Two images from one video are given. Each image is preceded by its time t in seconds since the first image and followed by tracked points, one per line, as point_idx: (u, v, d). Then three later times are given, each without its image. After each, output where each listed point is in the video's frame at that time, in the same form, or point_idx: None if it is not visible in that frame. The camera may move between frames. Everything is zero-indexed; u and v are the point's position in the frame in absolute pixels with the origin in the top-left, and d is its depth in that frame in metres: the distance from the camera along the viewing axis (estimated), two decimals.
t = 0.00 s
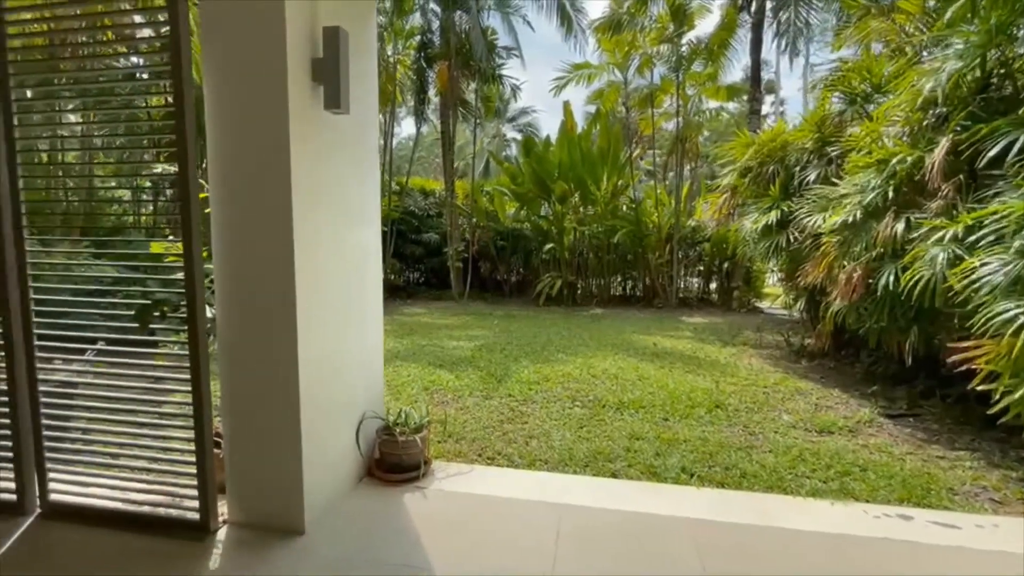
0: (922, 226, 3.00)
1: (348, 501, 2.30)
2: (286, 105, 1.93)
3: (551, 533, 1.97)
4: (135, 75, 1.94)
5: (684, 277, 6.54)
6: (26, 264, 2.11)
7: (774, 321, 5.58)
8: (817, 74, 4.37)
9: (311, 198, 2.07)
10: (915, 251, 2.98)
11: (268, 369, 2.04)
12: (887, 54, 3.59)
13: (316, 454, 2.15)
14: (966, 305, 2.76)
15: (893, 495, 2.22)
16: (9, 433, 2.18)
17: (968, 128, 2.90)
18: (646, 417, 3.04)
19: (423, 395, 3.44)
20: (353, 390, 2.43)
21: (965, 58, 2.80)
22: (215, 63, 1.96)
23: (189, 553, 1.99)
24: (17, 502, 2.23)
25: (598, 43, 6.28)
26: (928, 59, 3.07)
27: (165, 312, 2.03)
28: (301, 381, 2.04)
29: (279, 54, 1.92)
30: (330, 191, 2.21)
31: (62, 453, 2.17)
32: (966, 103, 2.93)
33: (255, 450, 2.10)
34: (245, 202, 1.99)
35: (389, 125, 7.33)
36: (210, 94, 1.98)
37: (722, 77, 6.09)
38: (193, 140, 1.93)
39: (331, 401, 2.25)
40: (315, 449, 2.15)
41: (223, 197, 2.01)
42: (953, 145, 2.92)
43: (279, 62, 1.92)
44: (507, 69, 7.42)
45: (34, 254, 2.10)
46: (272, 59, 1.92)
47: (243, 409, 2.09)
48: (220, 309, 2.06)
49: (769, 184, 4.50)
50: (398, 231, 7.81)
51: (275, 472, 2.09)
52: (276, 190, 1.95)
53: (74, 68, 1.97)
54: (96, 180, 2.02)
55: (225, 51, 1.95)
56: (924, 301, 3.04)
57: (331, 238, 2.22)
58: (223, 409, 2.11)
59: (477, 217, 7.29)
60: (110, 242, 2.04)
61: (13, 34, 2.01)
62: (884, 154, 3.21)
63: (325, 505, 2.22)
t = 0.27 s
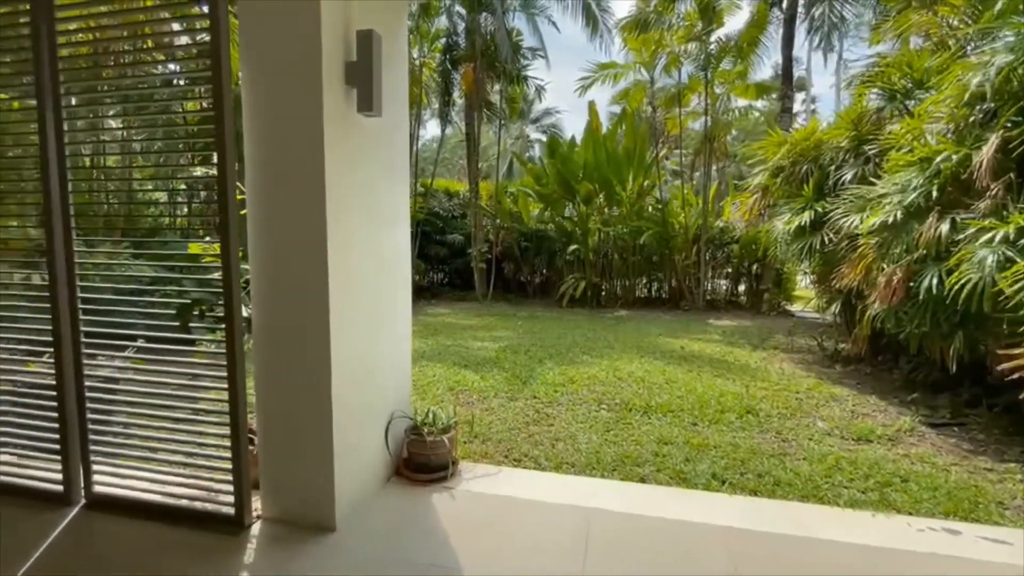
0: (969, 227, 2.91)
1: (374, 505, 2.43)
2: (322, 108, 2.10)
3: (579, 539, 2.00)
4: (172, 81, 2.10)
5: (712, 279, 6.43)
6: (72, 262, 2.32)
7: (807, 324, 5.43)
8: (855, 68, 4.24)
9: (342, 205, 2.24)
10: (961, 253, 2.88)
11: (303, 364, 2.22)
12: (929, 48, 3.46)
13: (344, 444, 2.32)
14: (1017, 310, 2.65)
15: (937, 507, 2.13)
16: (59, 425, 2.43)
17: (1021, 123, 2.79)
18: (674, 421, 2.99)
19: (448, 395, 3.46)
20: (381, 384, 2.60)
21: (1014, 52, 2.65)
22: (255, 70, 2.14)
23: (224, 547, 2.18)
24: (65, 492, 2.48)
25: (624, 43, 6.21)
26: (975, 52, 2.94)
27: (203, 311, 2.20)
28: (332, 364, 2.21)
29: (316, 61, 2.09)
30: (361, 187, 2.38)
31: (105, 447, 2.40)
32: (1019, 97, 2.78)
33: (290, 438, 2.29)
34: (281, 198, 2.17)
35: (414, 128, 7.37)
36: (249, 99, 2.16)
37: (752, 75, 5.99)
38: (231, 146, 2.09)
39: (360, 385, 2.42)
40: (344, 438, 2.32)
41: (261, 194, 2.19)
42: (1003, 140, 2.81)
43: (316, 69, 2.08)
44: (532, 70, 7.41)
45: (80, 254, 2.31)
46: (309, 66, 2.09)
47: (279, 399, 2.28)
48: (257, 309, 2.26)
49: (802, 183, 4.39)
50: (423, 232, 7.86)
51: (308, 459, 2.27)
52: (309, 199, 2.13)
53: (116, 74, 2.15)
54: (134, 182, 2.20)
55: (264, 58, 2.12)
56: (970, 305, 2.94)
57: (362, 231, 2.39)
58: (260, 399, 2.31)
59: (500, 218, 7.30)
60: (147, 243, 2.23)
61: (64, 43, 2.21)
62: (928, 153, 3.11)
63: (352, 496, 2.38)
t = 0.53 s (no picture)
0: None
1: (400, 501, 2.48)
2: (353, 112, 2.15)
3: (608, 543, 1.98)
4: (209, 86, 2.30)
5: (743, 282, 6.29)
6: (117, 262, 2.58)
7: (845, 329, 5.25)
8: (899, 63, 4.08)
9: (375, 207, 2.28)
10: (1016, 256, 2.74)
11: (335, 363, 2.29)
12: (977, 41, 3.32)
13: (376, 443, 2.37)
14: None
15: (988, 523, 2.03)
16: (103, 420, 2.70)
17: None
18: (704, 427, 2.93)
19: (474, 395, 3.47)
20: (412, 385, 2.63)
21: None
22: (291, 77, 2.22)
23: (258, 535, 2.39)
24: (108, 483, 2.75)
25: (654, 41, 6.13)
26: None
27: (239, 311, 2.42)
28: (363, 363, 2.26)
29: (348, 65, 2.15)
30: (393, 189, 2.42)
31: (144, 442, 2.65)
32: None
33: (322, 435, 2.36)
34: (314, 200, 2.23)
35: (441, 130, 7.41)
36: (285, 106, 2.24)
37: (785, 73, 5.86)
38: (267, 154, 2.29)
39: (391, 384, 2.46)
40: (375, 437, 2.36)
41: (296, 197, 2.27)
42: None
43: (348, 73, 2.13)
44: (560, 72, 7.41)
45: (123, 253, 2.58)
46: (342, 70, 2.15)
47: (314, 398, 2.35)
48: (291, 310, 2.34)
49: (841, 183, 4.26)
50: (449, 233, 7.91)
51: (339, 456, 2.33)
52: (342, 202, 2.19)
53: (158, 82, 2.37)
54: (173, 185, 2.43)
55: (300, 66, 2.20)
56: None
57: (393, 232, 2.43)
58: (293, 397, 2.39)
59: (526, 219, 7.28)
60: (185, 243, 2.46)
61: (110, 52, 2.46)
62: (978, 150, 2.95)
63: (383, 492, 2.44)
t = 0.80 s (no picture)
0: None
1: (427, 501, 2.48)
2: (383, 115, 2.15)
3: (636, 551, 1.94)
4: (245, 90, 2.46)
5: (778, 285, 6.14)
6: (158, 262, 2.76)
7: (888, 336, 5.04)
8: (947, 57, 3.92)
9: (404, 207, 2.28)
10: None
11: (363, 363, 2.29)
12: None
13: (404, 443, 2.38)
14: None
15: None
16: (143, 415, 2.88)
17: None
18: (737, 435, 2.84)
19: (500, 397, 3.46)
20: (439, 386, 2.62)
21: None
22: (322, 81, 2.25)
23: (287, 531, 2.47)
24: (147, 475, 2.93)
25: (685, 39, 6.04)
26: None
27: (271, 310, 2.54)
28: (391, 364, 2.26)
29: (378, 68, 2.15)
30: (422, 191, 2.42)
31: (182, 436, 2.82)
32: None
33: (350, 435, 2.37)
34: (344, 201, 2.25)
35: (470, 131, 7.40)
36: (317, 109, 2.27)
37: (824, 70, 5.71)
38: (300, 155, 2.38)
39: (419, 385, 2.46)
40: (402, 437, 2.36)
41: (327, 198, 2.29)
42: None
43: (378, 74, 2.15)
44: (590, 73, 7.41)
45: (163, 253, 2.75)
46: (373, 73, 2.16)
47: (342, 397, 2.36)
48: (320, 310, 2.37)
49: (885, 182, 4.10)
50: (476, 235, 7.92)
51: (366, 455, 2.34)
52: (372, 202, 2.20)
53: (199, 87, 2.55)
54: (211, 188, 2.58)
55: (331, 69, 2.22)
56: None
57: (422, 234, 2.43)
58: (323, 397, 2.41)
59: (553, 221, 7.23)
60: (223, 244, 2.59)
61: (153, 60, 2.65)
62: None
63: (409, 493, 2.43)
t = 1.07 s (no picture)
0: None
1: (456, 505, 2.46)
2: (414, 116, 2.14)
3: (670, 564, 1.87)
4: (283, 94, 2.49)
5: (820, 289, 5.93)
6: (197, 262, 2.82)
7: (938, 344, 4.80)
8: (1004, 51, 3.74)
9: (434, 208, 2.27)
10: None
11: (393, 363, 2.28)
12: None
13: (432, 445, 2.35)
14: None
15: None
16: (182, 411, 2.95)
17: None
18: (776, 445, 2.73)
19: (529, 400, 3.41)
20: (468, 388, 2.60)
21: None
22: (355, 83, 2.25)
23: (317, 530, 2.47)
24: (185, 470, 3.00)
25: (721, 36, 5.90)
26: None
27: (303, 310, 2.57)
28: (420, 365, 2.24)
29: (409, 69, 2.14)
30: (453, 192, 2.39)
31: (218, 433, 2.86)
32: None
33: (379, 436, 2.36)
34: (375, 202, 2.25)
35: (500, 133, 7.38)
36: (349, 109, 2.27)
37: (870, 64, 5.49)
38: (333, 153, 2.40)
39: (448, 387, 2.44)
40: (431, 439, 2.34)
41: (358, 198, 2.29)
42: None
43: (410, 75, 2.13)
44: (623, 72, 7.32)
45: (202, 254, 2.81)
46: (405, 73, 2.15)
47: (371, 398, 2.36)
48: (350, 310, 2.37)
49: (939, 181, 3.92)
50: (506, 236, 7.89)
51: (395, 457, 2.33)
52: (402, 203, 2.19)
53: (238, 91, 2.60)
54: (250, 190, 2.62)
55: (363, 71, 2.22)
56: None
57: (452, 235, 2.41)
58: (352, 397, 2.41)
59: (584, 222, 7.13)
60: (259, 245, 2.63)
61: (196, 65, 2.71)
62: None
63: (438, 495, 2.41)
